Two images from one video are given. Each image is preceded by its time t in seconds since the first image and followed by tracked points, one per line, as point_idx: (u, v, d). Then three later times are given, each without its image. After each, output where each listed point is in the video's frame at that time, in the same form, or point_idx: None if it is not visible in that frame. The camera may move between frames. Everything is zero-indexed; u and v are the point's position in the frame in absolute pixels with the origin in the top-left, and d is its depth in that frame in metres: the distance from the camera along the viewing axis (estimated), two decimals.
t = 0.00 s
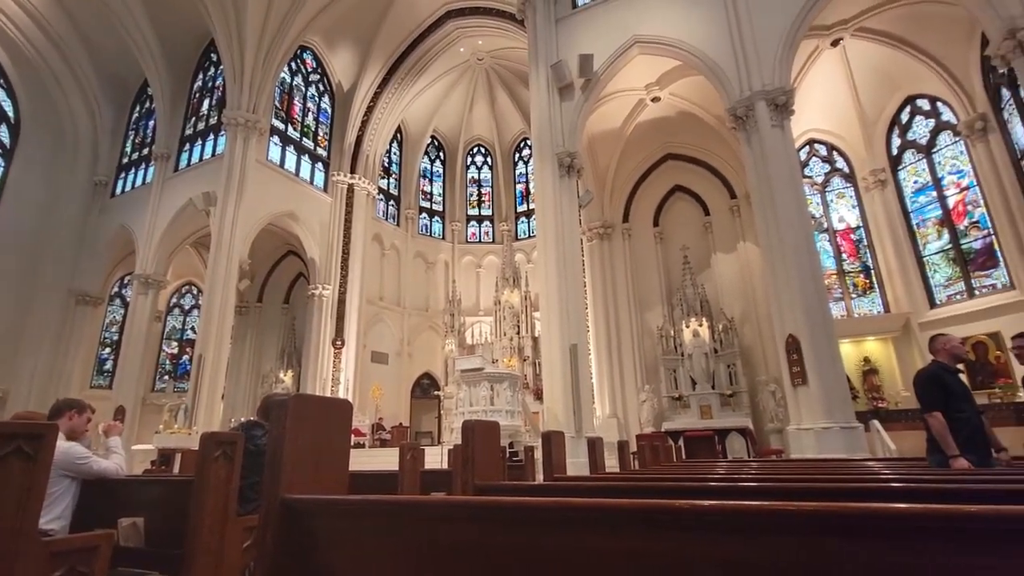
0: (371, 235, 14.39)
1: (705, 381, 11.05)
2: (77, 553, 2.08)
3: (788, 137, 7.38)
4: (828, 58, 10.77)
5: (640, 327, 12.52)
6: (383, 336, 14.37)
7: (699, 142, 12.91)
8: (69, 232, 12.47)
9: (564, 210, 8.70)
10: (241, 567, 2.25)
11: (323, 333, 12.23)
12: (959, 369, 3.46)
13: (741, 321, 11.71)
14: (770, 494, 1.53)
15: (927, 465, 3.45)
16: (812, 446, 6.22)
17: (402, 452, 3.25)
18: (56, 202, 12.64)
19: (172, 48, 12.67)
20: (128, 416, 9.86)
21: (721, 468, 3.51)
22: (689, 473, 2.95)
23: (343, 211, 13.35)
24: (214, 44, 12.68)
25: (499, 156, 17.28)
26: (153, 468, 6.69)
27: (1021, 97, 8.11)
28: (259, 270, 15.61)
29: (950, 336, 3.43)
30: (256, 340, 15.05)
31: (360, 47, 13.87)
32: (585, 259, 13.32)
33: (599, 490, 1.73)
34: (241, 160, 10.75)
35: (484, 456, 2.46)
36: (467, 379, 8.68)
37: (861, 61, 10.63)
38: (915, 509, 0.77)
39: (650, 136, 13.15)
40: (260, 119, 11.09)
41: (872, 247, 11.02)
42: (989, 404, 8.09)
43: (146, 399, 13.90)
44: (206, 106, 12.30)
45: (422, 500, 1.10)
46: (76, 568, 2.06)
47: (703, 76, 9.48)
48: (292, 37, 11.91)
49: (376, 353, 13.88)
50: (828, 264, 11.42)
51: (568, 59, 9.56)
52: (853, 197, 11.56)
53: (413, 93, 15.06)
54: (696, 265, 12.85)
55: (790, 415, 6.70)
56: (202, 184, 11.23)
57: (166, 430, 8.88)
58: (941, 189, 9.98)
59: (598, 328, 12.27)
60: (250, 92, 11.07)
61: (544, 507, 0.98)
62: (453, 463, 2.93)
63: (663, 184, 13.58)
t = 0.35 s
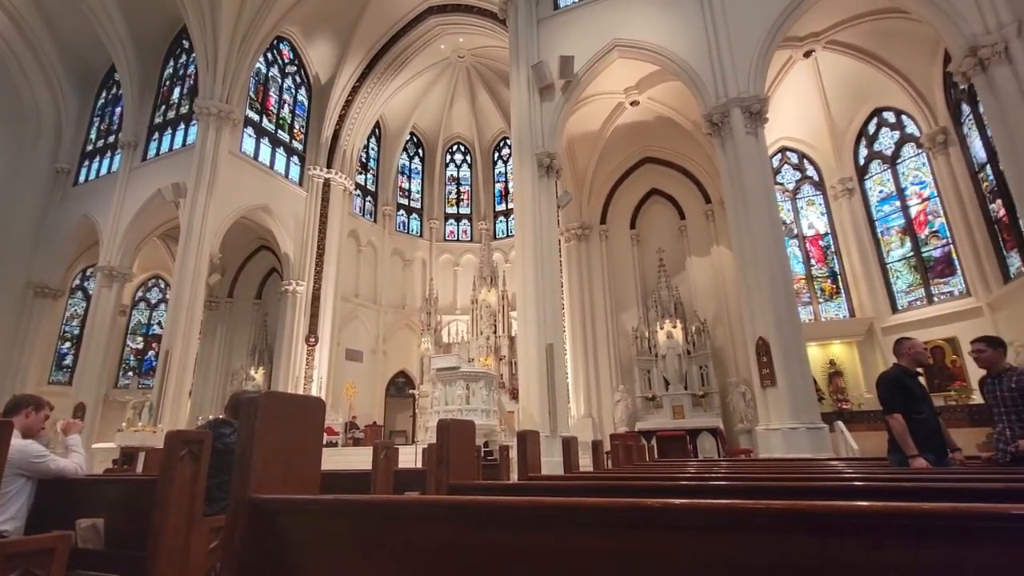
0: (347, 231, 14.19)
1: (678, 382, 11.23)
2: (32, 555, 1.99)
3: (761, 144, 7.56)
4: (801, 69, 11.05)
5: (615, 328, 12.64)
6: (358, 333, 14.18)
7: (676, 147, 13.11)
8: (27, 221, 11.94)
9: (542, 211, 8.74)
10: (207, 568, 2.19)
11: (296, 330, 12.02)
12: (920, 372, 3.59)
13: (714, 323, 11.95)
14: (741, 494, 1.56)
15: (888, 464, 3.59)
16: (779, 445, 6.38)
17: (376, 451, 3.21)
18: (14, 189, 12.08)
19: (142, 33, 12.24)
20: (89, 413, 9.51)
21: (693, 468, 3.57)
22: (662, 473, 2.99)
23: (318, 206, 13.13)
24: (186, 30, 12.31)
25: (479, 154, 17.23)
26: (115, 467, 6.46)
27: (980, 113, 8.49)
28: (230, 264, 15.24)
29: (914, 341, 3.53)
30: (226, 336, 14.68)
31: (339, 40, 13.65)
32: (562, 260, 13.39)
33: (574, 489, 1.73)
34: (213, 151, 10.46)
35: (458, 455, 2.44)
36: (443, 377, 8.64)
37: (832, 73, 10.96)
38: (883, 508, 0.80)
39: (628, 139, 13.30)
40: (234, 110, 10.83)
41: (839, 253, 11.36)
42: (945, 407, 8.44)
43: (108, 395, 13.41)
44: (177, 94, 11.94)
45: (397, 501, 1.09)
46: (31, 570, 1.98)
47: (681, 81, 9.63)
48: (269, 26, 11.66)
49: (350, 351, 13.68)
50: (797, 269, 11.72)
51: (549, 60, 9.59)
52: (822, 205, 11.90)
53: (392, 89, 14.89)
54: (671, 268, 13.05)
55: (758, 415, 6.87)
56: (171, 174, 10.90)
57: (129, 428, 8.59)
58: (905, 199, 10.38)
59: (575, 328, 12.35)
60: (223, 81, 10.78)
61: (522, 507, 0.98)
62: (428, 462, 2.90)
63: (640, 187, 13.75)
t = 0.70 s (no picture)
0: (323, 226, 13.96)
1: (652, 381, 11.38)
2: None
3: (736, 149, 7.71)
4: (775, 76, 11.29)
5: (592, 328, 12.72)
6: (333, 330, 13.96)
7: (654, 149, 13.26)
8: None
9: (521, 209, 8.75)
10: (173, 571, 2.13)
11: (268, 326, 11.77)
12: (884, 373, 3.72)
13: (688, 324, 12.14)
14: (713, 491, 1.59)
15: (851, 461, 3.70)
16: (750, 443, 6.54)
17: (351, 450, 3.16)
18: None
19: (109, 17, 11.81)
20: (49, 411, 9.16)
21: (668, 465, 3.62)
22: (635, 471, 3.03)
23: (294, 200, 12.90)
24: (156, 16, 11.93)
25: (458, 152, 17.14)
26: (76, 467, 6.23)
27: (942, 124, 8.81)
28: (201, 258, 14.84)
29: (881, 343, 3.66)
30: (195, 332, 14.30)
31: (316, 31, 13.41)
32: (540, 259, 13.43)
33: (550, 488, 1.73)
34: (184, 142, 10.16)
35: (435, 454, 2.42)
36: (419, 376, 8.59)
37: (804, 80, 11.23)
38: (846, 504, 0.80)
39: (607, 140, 13.40)
40: (207, 100, 10.54)
41: (808, 257, 11.67)
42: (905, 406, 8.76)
43: (69, 393, 12.93)
44: (146, 82, 11.56)
45: (371, 501, 1.07)
46: None
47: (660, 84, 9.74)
48: (243, 15, 11.38)
49: (325, 348, 13.46)
50: (768, 271, 12.00)
51: (530, 59, 9.59)
52: (794, 209, 12.20)
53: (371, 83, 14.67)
54: (648, 268, 13.21)
55: (730, 414, 7.01)
56: (139, 164, 10.56)
57: (91, 427, 8.31)
58: (871, 205, 10.71)
59: (552, 327, 12.41)
60: (195, 70, 10.47)
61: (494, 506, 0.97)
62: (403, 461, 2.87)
63: (618, 188, 13.88)
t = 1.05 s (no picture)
0: (298, 221, 13.70)
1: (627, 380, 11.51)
2: None
3: (711, 153, 7.85)
4: (750, 82, 11.53)
5: (569, 327, 12.80)
6: (307, 327, 13.71)
7: (632, 151, 13.40)
8: None
9: (499, 208, 8.75)
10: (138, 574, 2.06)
11: (239, 322, 11.51)
12: (848, 373, 3.84)
13: (663, 324, 12.31)
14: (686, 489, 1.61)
15: (817, 458, 3.81)
16: (721, 442, 6.68)
17: (324, 449, 3.11)
18: None
19: None
20: (4, 408, 8.78)
21: (641, 463, 3.66)
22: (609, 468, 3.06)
23: (267, 194, 12.63)
24: None
25: (437, 149, 17.02)
26: (33, 468, 5.99)
27: (906, 133, 9.14)
28: (169, 252, 14.41)
29: (845, 344, 3.76)
30: (163, 327, 13.88)
31: (293, 22, 13.14)
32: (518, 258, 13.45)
33: (525, 486, 1.74)
34: (152, 131, 9.84)
35: (409, 453, 2.39)
36: (395, 374, 8.52)
37: (777, 87, 11.51)
38: (809, 501, 0.82)
39: (586, 141, 13.48)
40: (178, 89, 10.23)
41: (779, 260, 11.96)
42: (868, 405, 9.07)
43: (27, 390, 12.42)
44: (112, 68, 11.16)
45: (344, 501, 1.05)
46: None
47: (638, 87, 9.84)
48: (217, 2, 11.07)
49: (298, 345, 13.21)
50: (740, 273, 12.27)
51: (510, 57, 9.58)
52: (766, 213, 12.48)
53: (349, 77, 14.44)
54: (624, 269, 13.35)
55: (702, 413, 7.15)
56: (104, 153, 10.19)
57: (51, 425, 8.00)
58: (839, 210, 11.04)
59: (529, 326, 12.45)
60: (165, 57, 10.13)
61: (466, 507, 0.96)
62: (377, 459, 2.83)
63: (596, 189, 13.99)
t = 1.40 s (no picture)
0: (273, 216, 13.43)
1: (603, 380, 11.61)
2: None
3: (689, 157, 7.98)
4: (727, 89, 11.75)
5: (547, 326, 12.84)
6: (281, 324, 13.45)
7: (611, 153, 13.51)
8: None
9: (479, 207, 8.74)
10: None
11: (211, 318, 11.23)
12: (817, 374, 3.94)
13: (639, 325, 12.45)
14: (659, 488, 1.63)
15: (787, 457, 3.91)
16: (694, 441, 6.80)
17: (297, 447, 3.05)
18: None
19: None
20: None
21: (616, 462, 3.70)
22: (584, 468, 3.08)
23: (242, 187, 12.36)
24: None
25: (417, 146, 16.87)
26: None
27: (874, 143, 9.45)
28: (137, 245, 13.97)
29: (813, 346, 3.86)
30: (129, 322, 13.45)
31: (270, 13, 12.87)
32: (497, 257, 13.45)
33: (500, 485, 1.74)
34: (121, 120, 9.53)
35: (385, 453, 2.36)
36: (371, 372, 8.43)
37: (753, 94, 11.74)
38: (780, 498, 0.84)
39: (566, 142, 13.54)
40: (149, 78, 9.93)
41: (752, 263, 12.21)
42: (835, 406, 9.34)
43: None
44: (79, 53, 10.77)
45: (317, 501, 1.03)
46: None
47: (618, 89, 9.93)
48: None
49: (271, 342, 12.95)
50: (715, 276, 12.50)
51: (492, 56, 9.56)
52: (740, 217, 12.74)
53: (328, 70, 14.22)
54: (602, 269, 13.46)
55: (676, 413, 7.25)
56: (69, 141, 9.83)
57: (8, 424, 7.69)
58: (810, 216, 11.33)
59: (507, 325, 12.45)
60: (135, 44, 9.82)
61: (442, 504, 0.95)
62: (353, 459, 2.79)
63: (576, 190, 14.08)
